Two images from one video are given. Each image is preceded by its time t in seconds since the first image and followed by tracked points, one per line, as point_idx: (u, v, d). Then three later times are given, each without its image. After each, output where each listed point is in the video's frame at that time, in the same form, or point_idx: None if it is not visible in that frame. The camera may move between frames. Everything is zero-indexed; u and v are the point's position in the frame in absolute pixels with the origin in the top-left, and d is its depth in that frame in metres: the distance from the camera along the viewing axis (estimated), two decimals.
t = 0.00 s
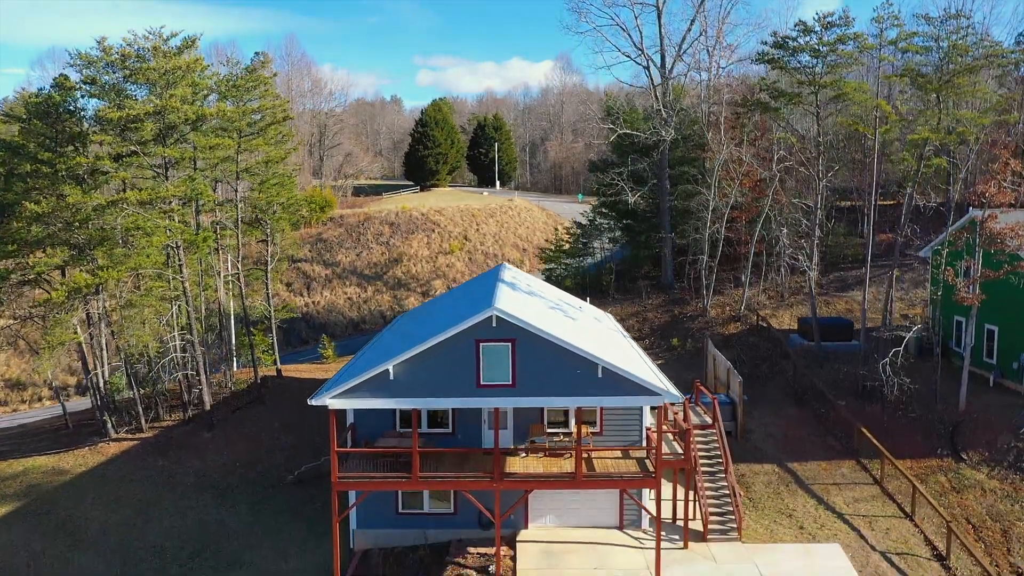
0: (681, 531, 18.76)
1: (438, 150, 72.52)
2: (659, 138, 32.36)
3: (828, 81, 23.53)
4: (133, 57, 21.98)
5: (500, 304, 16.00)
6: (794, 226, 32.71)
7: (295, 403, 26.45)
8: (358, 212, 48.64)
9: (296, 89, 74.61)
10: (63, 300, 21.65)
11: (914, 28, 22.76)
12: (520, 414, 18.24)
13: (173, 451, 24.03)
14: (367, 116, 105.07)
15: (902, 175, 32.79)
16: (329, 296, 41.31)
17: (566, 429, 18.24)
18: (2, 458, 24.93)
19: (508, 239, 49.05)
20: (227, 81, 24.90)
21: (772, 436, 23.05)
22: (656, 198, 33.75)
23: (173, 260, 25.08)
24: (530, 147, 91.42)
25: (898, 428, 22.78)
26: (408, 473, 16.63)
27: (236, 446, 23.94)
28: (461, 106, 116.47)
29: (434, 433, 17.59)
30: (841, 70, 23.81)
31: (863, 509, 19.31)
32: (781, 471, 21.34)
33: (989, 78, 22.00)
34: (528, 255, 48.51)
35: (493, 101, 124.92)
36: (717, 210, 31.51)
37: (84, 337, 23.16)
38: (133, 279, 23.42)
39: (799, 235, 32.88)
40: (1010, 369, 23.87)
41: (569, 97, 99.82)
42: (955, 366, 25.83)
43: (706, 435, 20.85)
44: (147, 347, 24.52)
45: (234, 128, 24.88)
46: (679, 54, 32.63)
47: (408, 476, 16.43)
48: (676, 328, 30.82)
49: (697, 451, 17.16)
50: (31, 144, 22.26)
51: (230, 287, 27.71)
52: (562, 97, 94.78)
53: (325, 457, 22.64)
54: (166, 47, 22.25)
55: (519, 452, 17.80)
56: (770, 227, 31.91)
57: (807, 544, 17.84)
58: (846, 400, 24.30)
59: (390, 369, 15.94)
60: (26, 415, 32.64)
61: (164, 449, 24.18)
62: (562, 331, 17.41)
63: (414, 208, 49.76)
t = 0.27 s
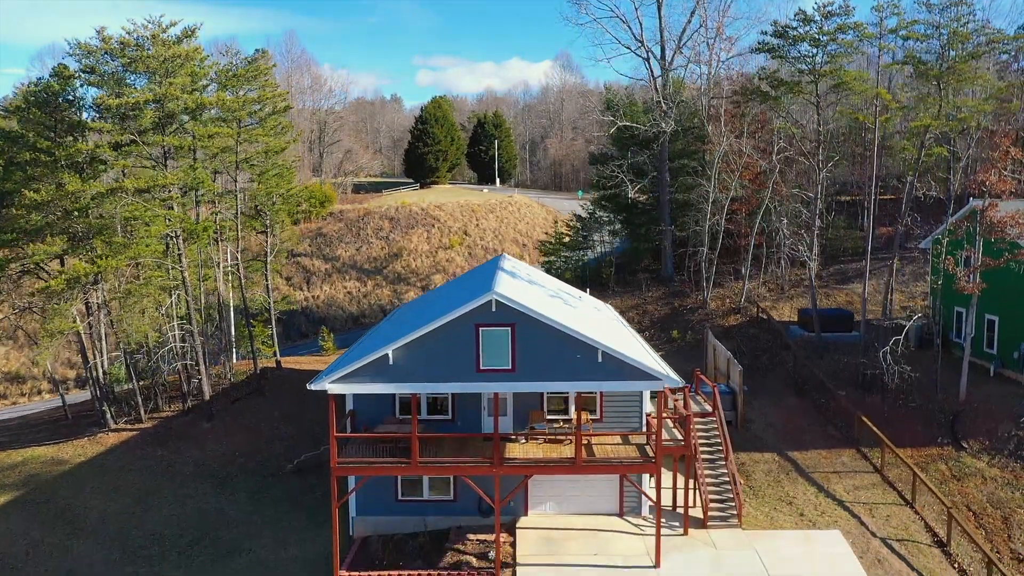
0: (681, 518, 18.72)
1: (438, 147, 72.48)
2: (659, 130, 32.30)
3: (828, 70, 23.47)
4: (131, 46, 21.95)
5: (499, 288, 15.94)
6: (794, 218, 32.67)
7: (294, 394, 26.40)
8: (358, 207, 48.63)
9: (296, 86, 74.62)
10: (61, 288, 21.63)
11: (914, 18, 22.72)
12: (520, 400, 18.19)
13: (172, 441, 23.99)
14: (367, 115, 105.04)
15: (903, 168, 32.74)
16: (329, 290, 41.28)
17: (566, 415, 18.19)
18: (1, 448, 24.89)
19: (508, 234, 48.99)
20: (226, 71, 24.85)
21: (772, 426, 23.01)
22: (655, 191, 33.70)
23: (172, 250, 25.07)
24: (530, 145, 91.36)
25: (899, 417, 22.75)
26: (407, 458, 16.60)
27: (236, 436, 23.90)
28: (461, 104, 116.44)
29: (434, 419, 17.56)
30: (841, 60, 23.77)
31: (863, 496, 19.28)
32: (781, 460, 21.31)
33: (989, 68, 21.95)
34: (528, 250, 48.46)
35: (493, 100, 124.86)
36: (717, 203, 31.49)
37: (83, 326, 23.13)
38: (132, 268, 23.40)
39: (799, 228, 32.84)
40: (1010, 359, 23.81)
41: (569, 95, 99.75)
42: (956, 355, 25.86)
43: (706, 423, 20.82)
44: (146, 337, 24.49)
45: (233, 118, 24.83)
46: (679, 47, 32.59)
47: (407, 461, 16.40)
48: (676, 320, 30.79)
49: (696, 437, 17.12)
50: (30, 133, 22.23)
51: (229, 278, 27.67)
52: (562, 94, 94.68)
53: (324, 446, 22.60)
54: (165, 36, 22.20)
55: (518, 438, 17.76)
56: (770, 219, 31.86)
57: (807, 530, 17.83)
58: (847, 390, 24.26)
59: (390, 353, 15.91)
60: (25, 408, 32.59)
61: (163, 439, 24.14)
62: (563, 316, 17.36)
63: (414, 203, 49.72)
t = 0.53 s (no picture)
0: (681, 505, 18.69)
1: (438, 145, 72.41)
2: (659, 123, 32.25)
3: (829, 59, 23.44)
4: (131, 34, 21.90)
5: (499, 273, 15.90)
6: (794, 211, 32.62)
7: (293, 385, 26.36)
8: (358, 203, 48.61)
9: (296, 84, 74.59)
10: (60, 277, 21.60)
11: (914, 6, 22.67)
12: (520, 387, 18.13)
13: (171, 431, 23.95)
14: (367, 113, 105.00)
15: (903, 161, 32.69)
16: (328, 285, 41.23)
17: (566, 401, 18.13)
18: None
19: (507, 230, 48.94)
20: (225, 61, 24.78)
21: (772, 416, 22.97)
22: (655, 184, 33.66)
23: (171, 239, 25.09)
24: (530, 143, 91.28)
25: (899, 407, 22.71)
26: (407, 444, 16.56)
27: (235, 426, 23.86)
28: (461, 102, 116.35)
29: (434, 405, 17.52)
30: (842, 50, 23.73)
31: (864, 484, 19.24)
32: (782, 449, 21.26)
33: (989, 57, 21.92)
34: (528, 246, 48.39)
35: (493, 98, 124.77)
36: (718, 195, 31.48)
37: (83, 315, 23.11)
38: (131, 257, 23.41)
39: (799, 220, 32.80)
40: (1011, 349, 23.75)
41: (569, 92, 99.66)
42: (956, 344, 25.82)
43: (706, 412, 20.80)
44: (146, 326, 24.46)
45: (233, 108, 24.79)
46: (680, 39, 32.53)
47: (407, 447, 16.36)
48: (676, 313, 30.75)
49: (697, 424, 17.09)
50: (28, 121, 22.16)
51: (228, 268, 27.68)
52: (562, 92, 94.60)
53: (324, 436, 22.57)
54: (164, 24, 22.16)
55: (518, 425, 17.72)
56: (770, 212, 31.83)
57: (808, 517, 17.80)
58: (847, 380, 24.22)
59: (390, 338, 15.88)
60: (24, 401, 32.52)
61: (162, 429, 24.10)
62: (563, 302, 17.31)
63: (414, 199, 49.69)
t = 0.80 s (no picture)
0: (682, 494, 18.65)
1: (438, 142, 72.25)
2: (659, 117, 32.23)
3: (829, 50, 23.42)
4: (130, 24, 21.88)
5: (499, 260, 15.87)
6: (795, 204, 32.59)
7: (293, 377, 26.32)
8: (358, 198, 48.62)
9: (296, 81, 74.58)
10: (59, 267, 21.59)
11: None
12: (520, 375, 18.10)
13: (171, 422, 23.92)
14: (367, 111, 104.98)
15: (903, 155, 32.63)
16: (328, 280, 41.19)
17: (566, 390, 18.09)
18: None
19: (508, 226, 48.89)
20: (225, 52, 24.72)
21: (773, 407, 22.94)
22: (655, 177, 33.65)
23: (171, 231, 25.14)
24: (530, 140, 91.17)
25: (900, 398, 22.67)
26: (407, 432, 16.53)
27: (235, 417, 23.82)
28: (461, 101, 116.26)
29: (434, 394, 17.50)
30: (843, 41, 23.71)
31: (865, 474, 19.19)
32: (782, 440, 21.23)
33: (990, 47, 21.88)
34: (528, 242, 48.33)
35: (493, 96, 124.66)
36: (718, 189, 31.50)
37: (82, 306, 23.12)
38: (131, 248, 23.45)
39: (799, 214, 32.76)
40: (1012, 340, 23.69)
41: (569, 90, 99.54)
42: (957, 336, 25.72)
43: (707, 402, 20.76)
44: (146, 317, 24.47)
45: (233, 100, 24.74)
46: (680, 32, 32.49)
47: (407, 435, 16.33)
48: (676, 306, 30.72)
49: (697, 413, 17.06)
50: (27, 112, 22.12)
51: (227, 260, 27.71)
52: (562, 90, 94.47)
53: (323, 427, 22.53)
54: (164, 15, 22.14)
55: (518, 414, 17.69)
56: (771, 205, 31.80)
57: (809, 506, 17.75)
58: (848, 372, 24.19)
59: (389, 325, 15.85)
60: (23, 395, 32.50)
61: (162, 421, 24.08)
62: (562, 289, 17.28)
63: (414, 195, 49.68)
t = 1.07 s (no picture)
0: (682, 482, 18.62)
1: (438, 140, 71.97)
2: (660, 109, 32.20)
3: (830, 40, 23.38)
4: (129, 13, 21.84)
5: (500, 245, 15.82)
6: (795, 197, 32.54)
7: (293, 369, 26.27)
8: (358, 194, 48.62)
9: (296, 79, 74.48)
10: (59, 257, 21.56)
11: None
12: (520, 362, 18.06)
13: (171, 413, 23.87)
14: (367, 109, 104.93)
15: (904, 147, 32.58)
16: (328, 274, 41.13)
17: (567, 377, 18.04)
18: None
19: (508, 221, 48.82)
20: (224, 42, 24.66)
21: (774, 397, 22.90)
22: (655, 170, 33.63)
23: (170, 221, 25.14)
24: (530, 138, 91.07)
25: (901, 388, 22.62)
26: (407, 418, 16.48)
27: (235, 408, 23.79)
28: (461, 99, 116.18)
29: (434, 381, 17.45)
30: (844, 31, 23.66)
31: (866, 462, 19.15)
32: (783, 429, 21.19)
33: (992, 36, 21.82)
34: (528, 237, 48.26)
35: (493, 95, 124.54)
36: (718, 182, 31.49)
37: (82, 296, 23.09)
38: (131, 237, 23.45)
39: (800, 207, 32.71)
40: (1014, 331, 23.64)
41: (569, 88, 99.44)
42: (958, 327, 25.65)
43: (707, 391, 20.72)
44: (146, 307, 24.45)
45: (233, 90, 24.71)
46: (680, 25, 32.46)
47: (407, 421, 16.28)
48: (677, 299, 30.67)
49: (698, 400, 17.03)
50: (25, 101, 22.06)
51: (227, 251, 27.73)
52: (562, 87, 94.36)
53: (323, 417, 22.48)
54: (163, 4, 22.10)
55: (518, 401, 17.65)
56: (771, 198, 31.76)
57: (810, 494, 17.71)
58: (849, 362, 24.14)
59: (389, 311, 15.80)
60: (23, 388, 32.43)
61: (162, 411, 24.03)
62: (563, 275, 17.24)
63: (414, 190, 49.65)
